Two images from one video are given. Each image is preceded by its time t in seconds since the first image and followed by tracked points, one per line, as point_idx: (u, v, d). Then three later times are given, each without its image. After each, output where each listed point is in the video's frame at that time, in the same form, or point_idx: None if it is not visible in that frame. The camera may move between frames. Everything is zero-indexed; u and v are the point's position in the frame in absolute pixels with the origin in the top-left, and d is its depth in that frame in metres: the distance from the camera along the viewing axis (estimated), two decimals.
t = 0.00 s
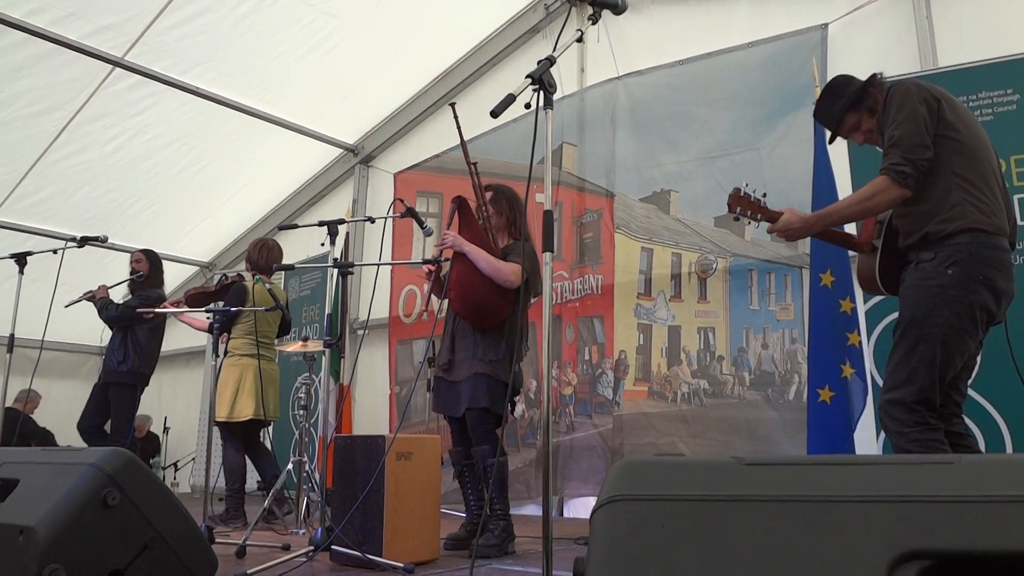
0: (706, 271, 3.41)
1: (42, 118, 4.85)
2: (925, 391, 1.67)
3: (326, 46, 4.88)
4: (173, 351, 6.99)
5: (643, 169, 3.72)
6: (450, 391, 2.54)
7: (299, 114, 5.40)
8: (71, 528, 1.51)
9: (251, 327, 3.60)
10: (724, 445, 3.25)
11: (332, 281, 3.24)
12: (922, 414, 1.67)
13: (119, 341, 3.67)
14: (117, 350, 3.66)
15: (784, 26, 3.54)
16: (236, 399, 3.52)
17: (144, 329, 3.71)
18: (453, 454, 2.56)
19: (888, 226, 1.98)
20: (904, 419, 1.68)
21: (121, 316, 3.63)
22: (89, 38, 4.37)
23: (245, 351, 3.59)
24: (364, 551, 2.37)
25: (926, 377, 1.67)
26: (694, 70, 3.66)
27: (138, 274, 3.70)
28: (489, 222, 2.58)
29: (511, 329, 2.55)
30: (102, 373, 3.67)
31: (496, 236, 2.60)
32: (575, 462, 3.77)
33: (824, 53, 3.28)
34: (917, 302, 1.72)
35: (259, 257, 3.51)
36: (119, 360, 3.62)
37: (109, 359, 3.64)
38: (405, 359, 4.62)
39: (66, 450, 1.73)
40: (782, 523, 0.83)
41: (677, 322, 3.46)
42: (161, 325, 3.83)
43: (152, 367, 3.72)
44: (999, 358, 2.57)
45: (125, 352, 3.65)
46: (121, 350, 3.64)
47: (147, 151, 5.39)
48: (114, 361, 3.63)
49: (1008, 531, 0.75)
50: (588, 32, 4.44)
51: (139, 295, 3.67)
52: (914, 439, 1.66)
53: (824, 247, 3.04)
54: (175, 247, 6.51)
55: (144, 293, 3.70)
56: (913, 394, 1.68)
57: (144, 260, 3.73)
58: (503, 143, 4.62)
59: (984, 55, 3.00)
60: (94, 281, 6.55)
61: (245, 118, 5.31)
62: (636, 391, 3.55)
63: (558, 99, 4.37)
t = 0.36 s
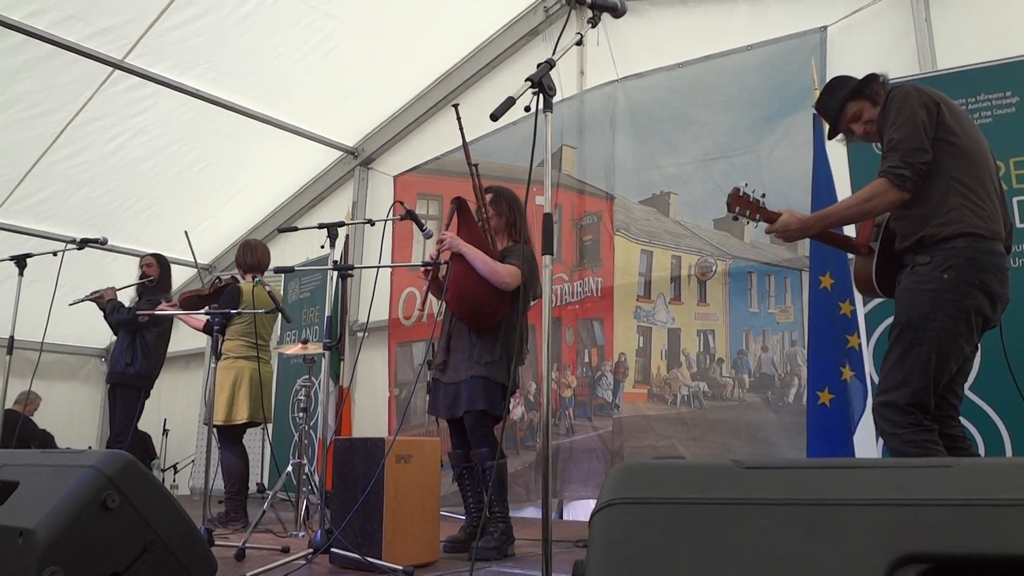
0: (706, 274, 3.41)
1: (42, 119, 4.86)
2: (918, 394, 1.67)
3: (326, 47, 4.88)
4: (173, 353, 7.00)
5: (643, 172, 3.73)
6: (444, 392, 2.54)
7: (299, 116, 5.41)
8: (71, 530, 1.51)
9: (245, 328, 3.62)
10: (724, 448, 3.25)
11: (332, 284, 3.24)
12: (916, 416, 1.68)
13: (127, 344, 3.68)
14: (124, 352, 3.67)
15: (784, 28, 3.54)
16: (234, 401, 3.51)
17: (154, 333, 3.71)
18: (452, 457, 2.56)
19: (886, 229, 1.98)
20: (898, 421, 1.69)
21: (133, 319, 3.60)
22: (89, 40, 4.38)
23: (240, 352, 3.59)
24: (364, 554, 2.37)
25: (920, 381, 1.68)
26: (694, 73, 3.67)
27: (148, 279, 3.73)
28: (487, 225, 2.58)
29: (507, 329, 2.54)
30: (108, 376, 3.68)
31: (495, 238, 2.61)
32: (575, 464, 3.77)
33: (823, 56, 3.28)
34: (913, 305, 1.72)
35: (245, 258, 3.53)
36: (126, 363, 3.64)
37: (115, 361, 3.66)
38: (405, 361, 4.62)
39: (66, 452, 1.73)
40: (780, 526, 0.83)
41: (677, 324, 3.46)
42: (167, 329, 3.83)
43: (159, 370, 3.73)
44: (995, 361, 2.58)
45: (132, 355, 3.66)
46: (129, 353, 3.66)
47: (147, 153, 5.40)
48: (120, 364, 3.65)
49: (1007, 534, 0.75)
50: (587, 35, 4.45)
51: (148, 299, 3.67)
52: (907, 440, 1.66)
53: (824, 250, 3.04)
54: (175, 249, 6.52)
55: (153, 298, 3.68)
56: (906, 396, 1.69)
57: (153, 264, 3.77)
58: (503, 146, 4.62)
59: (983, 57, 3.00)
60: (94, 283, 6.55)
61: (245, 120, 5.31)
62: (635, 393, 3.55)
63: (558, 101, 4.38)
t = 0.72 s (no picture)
0: (705, 276, 3.41)
1: (41, 121, 4.86)
2: (930, 385, 1.67)
3: (326, 49, 4.88)
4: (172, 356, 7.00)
5: (643, 174, 3.73)
6: (446, 395, 2.54)
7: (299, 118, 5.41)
8: (69, 533, 1.51)
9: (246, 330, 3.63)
10: (724, 450, 3.25)
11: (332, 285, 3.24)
12: (928, 410, 1.67)
13: (145, 350, 3.68)
14: (142, 359, 3.66)
15: (784, 31, 3.55)
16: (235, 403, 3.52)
17: (172, 337, 3.73)
18: (452, 459, 2.56)
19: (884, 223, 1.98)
20: (910, 416, 1.68)
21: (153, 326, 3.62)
22: (89, 42, 4.38)
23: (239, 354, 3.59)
24: (362, 556, 2.37)
25: (930, 372, 1.67)
26: (695, 75, 3.67)
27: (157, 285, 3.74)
28: (486, 226, 2.59)
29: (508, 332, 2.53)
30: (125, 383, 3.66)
31: (493, 239, 2.61)
32: (574, 467, 3.77)
33: (824, 57, 3.29)
34: (918, 296, 1.72)
35: (237, 262, 3.54)
36: (145, 368, 3.63)
37: (133, 368, 3.64)
38: (405, 363, 4.62)
39: (65, 454, 1.73)
40: (777, 529, 0.83)
41: (676, 326, 3.46)
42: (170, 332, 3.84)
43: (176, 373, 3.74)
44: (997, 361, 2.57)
45: (150, 361, 3.66)
46: (147, 359, 3.65)
47: (147, 155, 5.40)
48: (139, 371, 3.63)
49: (1004, 535, 0.75)
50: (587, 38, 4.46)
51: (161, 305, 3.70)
52: (919, 437, 1.65)
53: (824, 252, 3.05)
54: (174, 250, 6.53)
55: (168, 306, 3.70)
56: (919, 389, 1.68)
57: (161, 271, 3.79)
58: (502, 148, 4.63)
59: (982, 60, 3.01)
60: (93, 285, 6.55)
61: (245, 122, 5.31)
62: (635, 395, 3.55)
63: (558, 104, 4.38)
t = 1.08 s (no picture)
0: (704, 278, 3.42)
1: (40, 120, 4.86)
2: (919, 403, 1.67)
3: (326, 50, 4.88)
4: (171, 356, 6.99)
5: (643, 176, 3.73)
6: (453, 398, 2.55)
7: (298, 118, 5.42)
8: (67, 532, 1.50)
9: (245, 332, 3.63)
10: (723, 452, 3.25)
11: (331, 287, 3.25)
12: (915, 425, 1.68)
13: (154, 351, 3.69)
14: (150, 360, 3.66)
15: (783, 34, 3.55)
16: (234, 403, 3.51)
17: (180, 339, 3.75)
18: (453, 460, 2.56)
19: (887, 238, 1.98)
20: (897, 430, 1.69)
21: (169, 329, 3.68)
22: (88, 41, 4.38)
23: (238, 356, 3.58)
24: (361, 557, 2.37)
25: (920, 392, 1.68)
26: (694, 78, 3.68)
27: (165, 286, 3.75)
28: (484, 228, 2.59)
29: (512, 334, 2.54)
30: (132, 381, 3.64)
31: (491, 240, 2.61)
32: (573, 468, 3.76)
33: (823, 61, 3.30)
34: (913, 316, 1.72)
35: (231, 270, 3.43)
36: (155, 369, 3.64)
37: (142, 368, 3.64)
38: (404, 365, 4.62)
39: (63, 455, 1.72)
40: (778, 529, 0.83)
41: (676, 328, 3.46)
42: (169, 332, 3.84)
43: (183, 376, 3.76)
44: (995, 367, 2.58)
45: (160, 361, 3.67)
46: (157, 359, 3.66)
47: (146, 154, 5.40)
48: (149, 370, 3.63)
49: (1006, 536, 0.75)
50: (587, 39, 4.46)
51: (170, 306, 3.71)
52: (907, 449, 1.66)
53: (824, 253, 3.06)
54: (173, 250, 6.54)
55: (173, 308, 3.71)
56: (906, 406, 1.69)
57: (168, 271, 3.80)
58: (502, 149, 4.63)
59: (981, 63, 3.01)
60: (92, 285, 6.54)
61: (244, 122, 5.31)
62: (634, 397, 3.55)
63: (558, 105, 4.39)
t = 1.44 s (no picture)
0: (704, 277, 3.41)
1: (39, 117, 4.85)
2: (921, 397, 1.67)
3: (327, 48, 4.88)
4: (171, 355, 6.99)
5: (643, 175, 3.73)
6: (445, 395, 2.54)
7: (299, 117, 5.41)
8: (66, 529, 1.50)
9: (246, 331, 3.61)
10: (723, 451, 3.24)
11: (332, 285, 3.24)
12: (919, 421, 1.68)
13: (155, 350, 3.68)
14: (151, 359, 3.66)
15: (784, 34, 3.55)
16: (234, 402, 3.51)
17: (180, 339, 3.74)
18: (450, 460, 2.56)
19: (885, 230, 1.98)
20: (901, 426, 1.69)
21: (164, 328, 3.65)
22: (88, 38, 4.38)
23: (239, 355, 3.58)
24: (360, 556, 2.36)
25: (922, 385, 1.67)
26: (694, 78, 3.67)
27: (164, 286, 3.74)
28: (486, 227, 2.59)
29: (507, 334, 2.54)
30: (133, 380, 3.64)
31: (494, 241, 2.60)
32: (573, 468, 3.76)
33: (824, 61, 3.28)
34: (914, 309, 1.72)
35: (232, 267, 3.38)
36: (155, 367, 3.63)
37: (142, 367, 3.64)
38: (404, 364, 4.61)
39: (63, 452, 1.72)
40: (777, 526, 0.83)
41: (676, 328, 3.46)
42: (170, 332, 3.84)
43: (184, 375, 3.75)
44: (993, 368, 2.58)
45: (160, 360, 3.67)
46: (157, 358, 3.66)
47: (146, 152, 5.40)
48: (148, 369, 3.63)
49: (1005, 534, 0.75)
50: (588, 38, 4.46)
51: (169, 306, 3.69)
52: (910, 446, 1.66)
53: (824, 253, 3.06)
54: (173, 249, 6.53)
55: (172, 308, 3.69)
56: (909, 401, 1.69)
57: (167, 271, 3.79)
58: (502, 148, 4.63)
59: (982, 63, 3.01)
60: (91, 284, 6.54)
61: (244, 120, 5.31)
62: (635, 396, 3.54)
63: (558, 104, 4.38)
